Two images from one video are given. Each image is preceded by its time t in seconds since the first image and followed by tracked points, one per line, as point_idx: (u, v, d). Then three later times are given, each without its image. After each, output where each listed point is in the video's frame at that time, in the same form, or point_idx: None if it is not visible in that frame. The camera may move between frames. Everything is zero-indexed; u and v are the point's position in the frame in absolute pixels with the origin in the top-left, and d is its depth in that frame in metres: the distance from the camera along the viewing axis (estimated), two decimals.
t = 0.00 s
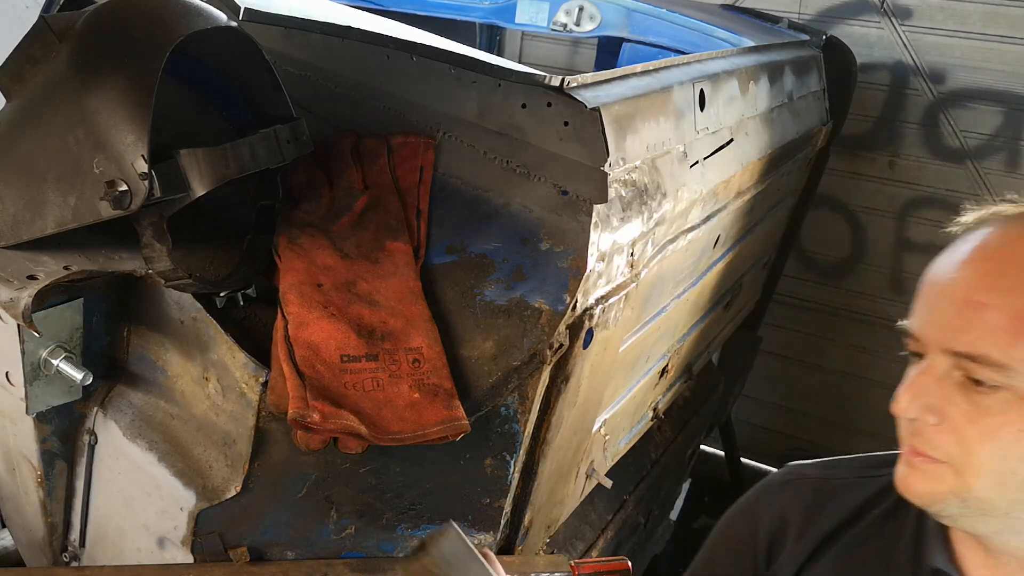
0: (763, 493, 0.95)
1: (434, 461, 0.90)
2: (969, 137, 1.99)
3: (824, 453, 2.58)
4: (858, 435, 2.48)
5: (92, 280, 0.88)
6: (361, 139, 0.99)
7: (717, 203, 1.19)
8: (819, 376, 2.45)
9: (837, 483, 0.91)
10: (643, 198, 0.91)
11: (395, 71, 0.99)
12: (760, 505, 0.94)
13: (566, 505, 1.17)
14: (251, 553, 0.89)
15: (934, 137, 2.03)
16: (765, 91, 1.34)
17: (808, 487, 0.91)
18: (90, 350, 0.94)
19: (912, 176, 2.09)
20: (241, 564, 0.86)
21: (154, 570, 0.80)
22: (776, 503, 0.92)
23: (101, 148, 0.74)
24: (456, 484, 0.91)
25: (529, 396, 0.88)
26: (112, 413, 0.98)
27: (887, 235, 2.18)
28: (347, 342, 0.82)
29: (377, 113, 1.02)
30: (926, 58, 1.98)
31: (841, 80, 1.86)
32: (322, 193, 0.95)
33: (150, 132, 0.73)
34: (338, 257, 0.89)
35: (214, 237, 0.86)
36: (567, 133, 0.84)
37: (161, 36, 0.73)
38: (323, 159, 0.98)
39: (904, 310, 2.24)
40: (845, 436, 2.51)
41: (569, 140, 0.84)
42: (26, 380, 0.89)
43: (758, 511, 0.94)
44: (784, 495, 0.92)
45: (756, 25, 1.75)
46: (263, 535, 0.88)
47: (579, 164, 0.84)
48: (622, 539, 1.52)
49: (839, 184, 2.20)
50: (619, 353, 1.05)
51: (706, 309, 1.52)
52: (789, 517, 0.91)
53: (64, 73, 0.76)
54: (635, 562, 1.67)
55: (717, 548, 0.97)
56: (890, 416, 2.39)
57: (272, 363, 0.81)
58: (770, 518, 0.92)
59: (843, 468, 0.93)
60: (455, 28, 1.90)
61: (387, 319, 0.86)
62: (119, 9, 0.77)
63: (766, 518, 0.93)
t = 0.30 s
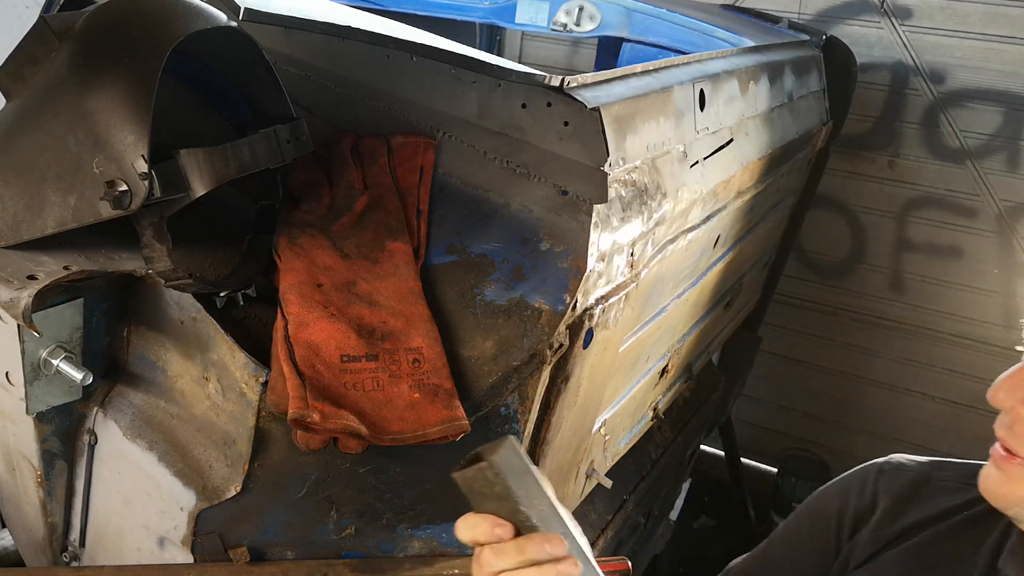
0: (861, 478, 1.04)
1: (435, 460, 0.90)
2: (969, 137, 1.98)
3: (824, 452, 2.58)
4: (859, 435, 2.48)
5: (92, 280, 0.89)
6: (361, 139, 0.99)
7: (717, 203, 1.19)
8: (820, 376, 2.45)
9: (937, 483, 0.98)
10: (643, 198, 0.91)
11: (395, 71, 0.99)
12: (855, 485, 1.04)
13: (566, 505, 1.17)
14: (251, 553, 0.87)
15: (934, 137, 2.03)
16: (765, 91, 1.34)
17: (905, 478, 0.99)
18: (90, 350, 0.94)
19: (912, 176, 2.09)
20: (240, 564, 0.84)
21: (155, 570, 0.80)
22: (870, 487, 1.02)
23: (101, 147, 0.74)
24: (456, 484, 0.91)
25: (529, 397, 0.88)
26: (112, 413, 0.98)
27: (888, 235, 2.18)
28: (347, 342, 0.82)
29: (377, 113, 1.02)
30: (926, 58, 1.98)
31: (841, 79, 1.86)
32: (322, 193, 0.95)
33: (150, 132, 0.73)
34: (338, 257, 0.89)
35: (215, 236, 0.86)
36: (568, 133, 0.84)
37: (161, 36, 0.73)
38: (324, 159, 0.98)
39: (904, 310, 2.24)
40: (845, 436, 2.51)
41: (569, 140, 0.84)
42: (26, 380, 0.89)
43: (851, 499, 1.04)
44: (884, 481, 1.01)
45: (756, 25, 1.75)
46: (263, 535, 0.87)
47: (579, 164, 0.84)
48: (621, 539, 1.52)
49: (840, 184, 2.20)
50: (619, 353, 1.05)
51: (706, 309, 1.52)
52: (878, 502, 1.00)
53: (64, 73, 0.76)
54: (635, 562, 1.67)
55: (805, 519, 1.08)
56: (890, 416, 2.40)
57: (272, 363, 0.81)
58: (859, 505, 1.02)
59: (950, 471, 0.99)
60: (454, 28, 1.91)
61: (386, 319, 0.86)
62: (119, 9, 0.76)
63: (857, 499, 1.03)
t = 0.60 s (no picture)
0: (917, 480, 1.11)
1: (434, 461, 0.90)
2: (969, 137, 1.99)
3: (824, 453, 2.58)
4: (859, 435, 2.48)
5: (92, 280, 0.88)
6: (361, 139, 0.99)
7: (717, 203, 1.19)
8: (821, 376, 2.45)
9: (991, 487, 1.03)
10: (643, 198, 0.91)
11: (395, 71, 0.99)
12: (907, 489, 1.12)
13: (566, 505, 1.17)
14: (252, 553, 0.88)
15: (934, 137, 2.03)
16: (765, 91, 1.34)
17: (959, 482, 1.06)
18: (90, 350, 0.94)
19: (912, 176, 2.09)
20: (240, 564, 0.85)
21: (155, 570, 0.80)
22: (921, 486, 1.09)
23: (101, 147, 0.74)
24: (456, 484, 0.91)
25: (529, 396, 0.88)
26: (112, 413, 0.98)
27: (888, 235, 2.18)
28: (348, 342, 0.82)
29: (377, 113, 1.02)
30: (926, 58, 1.98)
31: (841, 79, 1.86)
32: (322, 193, 0.95)
33: (151, 132, 0.73)
34: (338, 257, 0.89)
35: (215, 236, 0.86)
36: (568, 133, 0.84)
37: (161, 36, 0.73)
38: (324, 159, 0.98)
39: (904, 310, 2.24)
40: (845, 436, 2.51)
41: (569, 140, 0.84)
42: (26, 380, 0.89)
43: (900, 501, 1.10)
44: (932, 484, 1.08)
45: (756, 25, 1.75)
46: (263, 536, 0.88)
47: (579, 164, 0.84)
48: (621, 539, 1.52)
49: (840, 184, 2.20)
50: (619, 353, 1.05)
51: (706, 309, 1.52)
52: (925, 498, 1.07)
53: (64, 72, 0.76)
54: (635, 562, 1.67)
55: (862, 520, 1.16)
56: (890, 416, 2.40)
57: (272, 363, 0.81)
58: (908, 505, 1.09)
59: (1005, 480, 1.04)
60: (455, 28, 1.91)
61: (386, 319, 0.86)
62: (119, 9, 0.76)
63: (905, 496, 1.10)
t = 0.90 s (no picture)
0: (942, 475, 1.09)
1: (435, 461, 0.90)
2: (969, 137, 1.99)
3: (824, 453, 2.58)
4: (859, 435, 2.48)
5: (92, 280, 0.88)
6: (361, 139, 0.99)
7: (718, 203, 1.19)
8: (821, 376, 2.45)
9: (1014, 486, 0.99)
10: (644, 198, 0.91)
11: (395, 71, 0.99)
12: (935, 481, 1.09)
13: (567, 504, 1.17)
14: (252, 553, 0.88)
15: (934, 137, 2.03)
16: (765, 90, 1.34)
17: (983, 478, 1.03)
18: (90, 350, 0.94)
19: (912, 176, 2.09)
20: (240, 564, 0.86)
21: (155, 570, 0.80)
22: (945, 479, 1.07)
23: (101, 147, 0.74)
24: (456, 484, 0.91)
25: (529, 396, 0.88)
26: (112, 413, 0.98)
27: (888, 235, 2.18)
28: (348, 342, 0.82)
29: (377, 113, 1.02)
30: (926, 58, 1.98)
31: (841, 78, 1.87)
32: (322, 193, 0.95)
33: (151, 132, 0.73)
34: (338, 257, 0.89)
35: (214, 236, 0.86)
36: (568, 133, 0.84)
37: (161, 37, 0.73)
38: (324, 159, 0.98)
39: (904, 310, 2.24)
40: (845, 436, 2.51)
41: (569, 140, 0.84)
42: (26, 380, 0.89)
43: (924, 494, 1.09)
44: (960, 477, 1.05)
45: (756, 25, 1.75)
46: (263, 536, 0.88)
47: (579, 164, 0.84)
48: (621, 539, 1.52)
49: (840, 184, 2.20)
50: (619, 353, 1.05)
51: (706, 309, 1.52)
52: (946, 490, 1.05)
53: (64, 73, 0.76)
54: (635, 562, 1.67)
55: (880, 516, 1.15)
56: (890, 415, 2.40)
57: (272, 363, 0.81)
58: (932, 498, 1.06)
59: None
60: (455, 28, 1.92)
61: (386, 319, 0.86)
62: (118, 9, 0.76)
63: (926, 489, 1.09)
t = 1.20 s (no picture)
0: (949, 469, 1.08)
1: (435, 461, 0.90)
2: (970, 137, 1.99)
3: (824, 453, 2.58)
4: (859, 435, 2.48)
5: (91, 280, 0.88)
6: (361, 139, 0.99)
7: (717, 203, 1.19)
8: (821, 376, 2.45)
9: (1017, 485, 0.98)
10: (643, 198, 0.91)
11: (395, 71, 0.99)
12: (941, 473, 1.08)
13: (567, 504, 1.17)
14: (252, 553, 0.88)
15: (934, 137, 2.03)
16: (765, 90, 1.34)
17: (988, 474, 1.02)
18: (90, 350, 0.94)
19: (912, 176, 2.09)
20: (240, 564, 0.85)
21: (154, 571, 0.80)
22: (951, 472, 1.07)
23: (101, 147, 0.74)
24: (456, 484, 0.91)
25: (529, 396, 0.88)
26: (112, 413, 0.98)
27: (888, 235, 2.18)
28: (347, 342, 0.82)
29: (377, 113, 1.02)
30: (926, 58, 1.98)
31: (841, 77, 1.87)
32: (322, 193, 0.95)
33: (151, 133, 0.73)
34: (338, 257, 0.89)
35: (214, 236, 0.86)
36: (567, 133, 0.84)
37: (162, 37, 0.73)
38: (324, 159, 0.98)
39: (904, 310, 2.24)
40: (845, 435, 2.51)
41: (569, 140, 0.84)
42: (26, 380, 0.89)
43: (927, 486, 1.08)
44: (966, 471, 1.05)
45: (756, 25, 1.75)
46: (263, 535, 0.88)
47: (579, 164, 0.84)
48: (621, 539, 1.52)
49: (840, 184, 2.20)
50: (619, 353, 1.05)
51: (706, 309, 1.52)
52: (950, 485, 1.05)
53: (64, 72, 0.76)
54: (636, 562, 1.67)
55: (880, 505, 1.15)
56: (890, 415, 2.40)
57: (272, 363, 0.81)
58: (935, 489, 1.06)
59: None
60: (456, 28, 1.92)
61: (386, 319, 0.86)
62: (119, 9, 0.76)
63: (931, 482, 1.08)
